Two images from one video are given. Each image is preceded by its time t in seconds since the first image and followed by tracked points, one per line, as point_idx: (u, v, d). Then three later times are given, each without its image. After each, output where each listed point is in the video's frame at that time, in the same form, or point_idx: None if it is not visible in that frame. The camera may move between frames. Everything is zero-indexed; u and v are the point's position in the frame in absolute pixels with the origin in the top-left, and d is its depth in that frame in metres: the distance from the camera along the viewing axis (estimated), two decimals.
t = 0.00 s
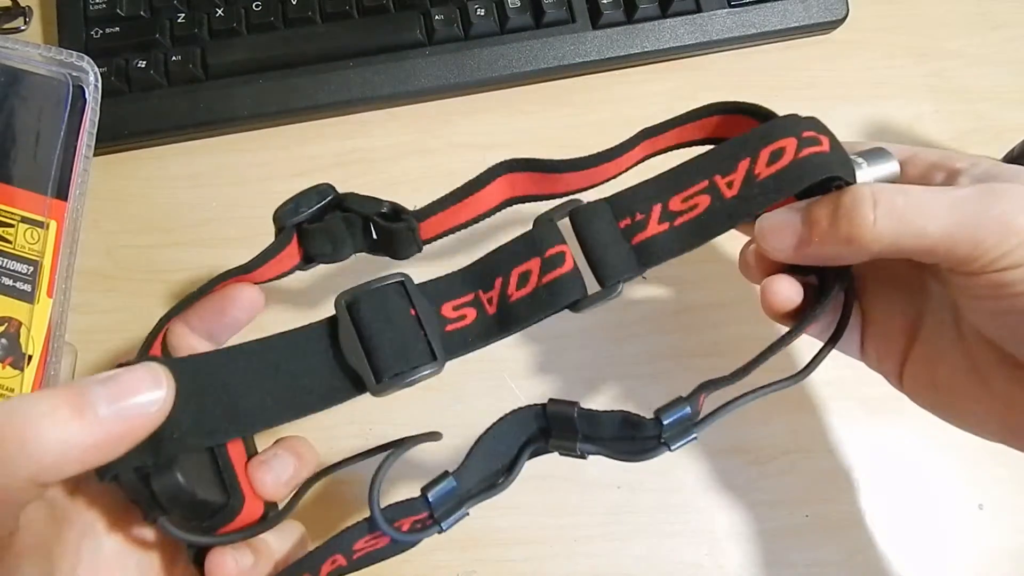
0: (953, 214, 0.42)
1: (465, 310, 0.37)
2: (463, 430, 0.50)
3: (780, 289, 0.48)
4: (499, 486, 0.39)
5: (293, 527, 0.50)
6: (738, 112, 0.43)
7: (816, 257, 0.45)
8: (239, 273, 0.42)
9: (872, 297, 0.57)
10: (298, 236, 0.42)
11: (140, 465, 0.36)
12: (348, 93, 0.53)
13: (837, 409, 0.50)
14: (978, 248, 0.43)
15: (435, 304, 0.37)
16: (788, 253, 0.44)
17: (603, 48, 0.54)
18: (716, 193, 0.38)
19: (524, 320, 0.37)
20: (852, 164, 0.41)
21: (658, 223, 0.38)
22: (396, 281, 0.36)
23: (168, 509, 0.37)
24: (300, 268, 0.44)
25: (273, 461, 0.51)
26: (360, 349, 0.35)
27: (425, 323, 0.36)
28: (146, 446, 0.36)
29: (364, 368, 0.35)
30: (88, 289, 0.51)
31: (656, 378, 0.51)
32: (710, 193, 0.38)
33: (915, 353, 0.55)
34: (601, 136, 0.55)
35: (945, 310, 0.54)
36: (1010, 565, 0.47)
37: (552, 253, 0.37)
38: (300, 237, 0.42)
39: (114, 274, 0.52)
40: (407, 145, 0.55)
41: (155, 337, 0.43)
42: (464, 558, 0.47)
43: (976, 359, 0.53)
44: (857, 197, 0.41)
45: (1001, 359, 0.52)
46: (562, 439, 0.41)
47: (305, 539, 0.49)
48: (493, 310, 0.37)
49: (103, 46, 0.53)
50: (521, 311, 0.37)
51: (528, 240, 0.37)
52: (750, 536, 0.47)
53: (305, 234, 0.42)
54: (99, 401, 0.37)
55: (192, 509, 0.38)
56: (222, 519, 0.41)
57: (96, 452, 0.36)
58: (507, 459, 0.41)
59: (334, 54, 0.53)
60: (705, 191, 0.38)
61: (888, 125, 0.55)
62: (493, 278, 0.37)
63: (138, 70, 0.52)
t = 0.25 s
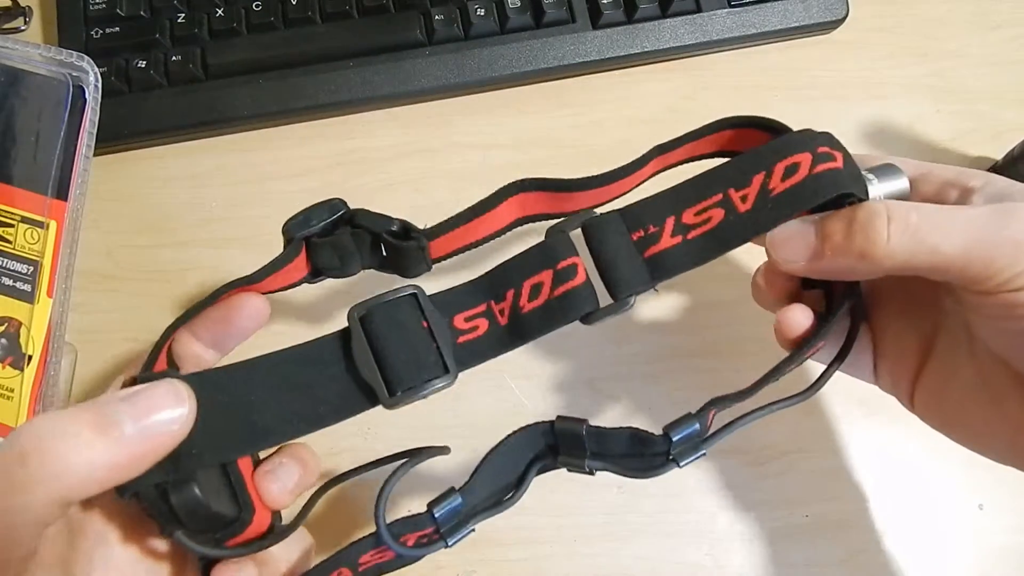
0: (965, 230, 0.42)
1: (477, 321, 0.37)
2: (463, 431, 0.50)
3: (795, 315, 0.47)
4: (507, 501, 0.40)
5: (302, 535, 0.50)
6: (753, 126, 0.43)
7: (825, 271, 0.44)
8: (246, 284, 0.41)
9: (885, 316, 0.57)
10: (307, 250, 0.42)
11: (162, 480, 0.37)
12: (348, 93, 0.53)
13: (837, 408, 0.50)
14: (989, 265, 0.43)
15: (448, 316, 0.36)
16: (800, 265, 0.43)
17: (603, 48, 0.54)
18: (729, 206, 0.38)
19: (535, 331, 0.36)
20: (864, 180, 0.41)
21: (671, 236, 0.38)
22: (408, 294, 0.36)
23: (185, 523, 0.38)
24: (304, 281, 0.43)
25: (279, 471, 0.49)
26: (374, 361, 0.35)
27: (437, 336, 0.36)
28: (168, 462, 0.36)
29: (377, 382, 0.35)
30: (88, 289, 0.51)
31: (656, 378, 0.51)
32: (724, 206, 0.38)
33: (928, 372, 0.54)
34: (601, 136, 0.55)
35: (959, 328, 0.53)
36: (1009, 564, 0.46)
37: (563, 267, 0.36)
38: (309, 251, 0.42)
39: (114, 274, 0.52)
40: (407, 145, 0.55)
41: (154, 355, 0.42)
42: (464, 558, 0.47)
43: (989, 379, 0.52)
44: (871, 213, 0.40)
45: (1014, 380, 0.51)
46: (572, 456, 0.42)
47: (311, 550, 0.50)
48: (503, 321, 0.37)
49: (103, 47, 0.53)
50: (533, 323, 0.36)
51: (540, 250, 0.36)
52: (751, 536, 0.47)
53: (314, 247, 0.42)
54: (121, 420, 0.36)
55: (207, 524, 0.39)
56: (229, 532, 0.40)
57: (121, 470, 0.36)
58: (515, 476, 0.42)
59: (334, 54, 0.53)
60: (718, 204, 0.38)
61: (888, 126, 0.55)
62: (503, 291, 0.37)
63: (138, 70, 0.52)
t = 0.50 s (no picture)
0: (960, 241, 0.42)
1: (470, 320, 0.36)
2: (463, 431, 0.50)
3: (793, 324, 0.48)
4: (494, 503, 0.40)
5: (296, 533, 0.50)
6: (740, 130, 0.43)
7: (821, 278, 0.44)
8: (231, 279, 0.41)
9: (879, 325, 0.58)
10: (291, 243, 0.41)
11: (164, 476, 0.36)
12: (348, 93, 0.53)
13: (835, 410, 0.50)
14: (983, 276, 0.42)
15: (441, 316, 0.36)
16: (795, 269, 0.43)
17: (603, 48, 0.54)
18: (719, 214, 0.38)
19: (528, 333, 0.36)
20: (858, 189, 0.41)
21: (661, 242, 0.37)
22: (403, 294, 0.36)
23: (187, 517, 0.38)
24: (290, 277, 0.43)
25: (270, 462, 0.50)
26: (369, 364, 0.35)
27: (431, 336, 0.36)
28: (171, 458, 0.36)
29: (372, 380, 0.35)
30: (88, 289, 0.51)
31: (655, 378, 0.51)
32: (714, 213, 0.38)
33: (921, 380, 0.54)
34: (600, 136, 0.55)
35: (952, 339, 0.54)
36: (1008, 564, 0.46)
37: (555, 271, 0.36)
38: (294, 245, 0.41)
39: (114, 274, 0.52)
40: (406, 145, 0.55)
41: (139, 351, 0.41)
42: (464, 558, 0.47)
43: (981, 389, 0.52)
44: (866, 222, 0.40)
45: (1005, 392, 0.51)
46: (561, 460, 0.42)
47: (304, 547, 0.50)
48: (495, 322, 0.37)
49: (103, 46, 0.53)
50: (525, 325, 0.36)
51: (532, 255, 0.37)
52: (750, 536, 0.47)
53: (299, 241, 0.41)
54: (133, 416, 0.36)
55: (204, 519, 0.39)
56: (227, 525, 0.40)
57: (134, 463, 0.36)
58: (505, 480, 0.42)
59: (334, 54, 0.53)
60: (708, 211, 0.38)
61: (888, 126, 0.55)
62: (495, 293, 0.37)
63: (138, 70, 0.52)
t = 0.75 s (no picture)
0: (964, 241, 0.42)
1: (476, 316, 0.37)
2: (463, 430, 0.50)
3: (799, 324, 0.48)
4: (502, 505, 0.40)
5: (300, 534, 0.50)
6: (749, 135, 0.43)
7: (825, 276, 0.44)
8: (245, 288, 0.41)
9: (884, 328, 0.57)
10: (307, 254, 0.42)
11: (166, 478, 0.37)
12: (348, 93, 0.53)
13: (838, 411, 0.50)
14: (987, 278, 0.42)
15: (446, 313, 0.36)
16: (800, 266, 0.43)
17: (603, 48, 0.54)
18: (728, 212, 0.38)
19: (534, 330, 0.36)
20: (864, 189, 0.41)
21: (669, 240, 0.38)
22: (408, 290, 0.36)
23: (189, 520, 0.39)
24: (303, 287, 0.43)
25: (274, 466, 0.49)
26: (374, 361, 0.35)
27: (435, 334, 0.36)
28: (172, 461, 0.36)
29: (375, 376, 0.35)
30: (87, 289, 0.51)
31: (655, 378, 0.51)
32: (723, 212, 0.38)
33: (926, 383, 0.54)
34: (600, 136, 0.55)
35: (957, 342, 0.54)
36: (1010, 562, 0.46)
37: (563, 268, 0.36)
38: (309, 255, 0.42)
39: (114, 274, 0.52)
40: (406, 145, 0.55)
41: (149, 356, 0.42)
42: (465, 558, 0.47)
43: (986, 392, 0.52)
44: (872, 222, 0.40)
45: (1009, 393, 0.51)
46: (570, 460, 0.42)
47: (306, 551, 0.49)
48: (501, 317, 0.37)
49: (103, 46, 0.52)
50: (531, 322, 0.36)
51: (539, 251, 0.37)
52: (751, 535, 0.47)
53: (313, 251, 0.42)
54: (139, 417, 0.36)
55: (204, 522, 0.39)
56: (232, 528, 0.41)
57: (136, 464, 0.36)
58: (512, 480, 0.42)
59: (334, 54, 0.53)
60: (717, 210, 0.38)
61: (888, 126, 0.55)
62: (502, 289, 0.36)
63: (138, 70, 0.52)
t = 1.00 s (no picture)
0: (970, 248, 0.42)
1: (483, 321, 0.36)
2: (463, 431, 0.50)
3: (802, 327, 0.48)
4: (512, 505, 0.40)
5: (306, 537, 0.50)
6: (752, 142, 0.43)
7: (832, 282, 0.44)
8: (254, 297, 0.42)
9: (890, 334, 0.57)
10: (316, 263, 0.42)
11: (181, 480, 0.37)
12: (348, 93, 0.53)
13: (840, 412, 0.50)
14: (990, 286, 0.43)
15: (453, 316, 0.36)
16: (806, 270, 0.43)
17: (603, 48, 0.54)
18: (735, 216, 0.38)
19: (541, 333, 0.36)
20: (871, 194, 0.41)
21: (676, 243, 0.37)
22: (415, 294, 0.35)
23: (205, 522, 0.39)
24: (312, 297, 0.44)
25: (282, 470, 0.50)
26: (380, 365, 0.35)
27: (442, 336, 0.36)
28: (187, 464, 0.36)
29: (384, 380, 0.35)
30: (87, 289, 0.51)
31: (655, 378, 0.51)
32: (730, 216, 0.38)
33: (932, 389, 0.54)
34: (600, 136, 0.55)
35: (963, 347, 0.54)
36: (1011, 563, 0.46)
37: (567, 272, 0.36)
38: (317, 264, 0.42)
39: (114, 274, 0.52)
40: (406, 145, 0.55)
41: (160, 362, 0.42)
42: (465, 558, 0.47)
43: (990, 399, 0.52)
44: (880, 227, 0.40)
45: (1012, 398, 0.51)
46: (575, 464, 0.42)
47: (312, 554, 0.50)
48: (507, 321, 0.37)
49: (103, 46, 0.53)
50: (537, 325, 0.36)
51: (545, 254, 0.36)
52: (750, 534, 0.47)
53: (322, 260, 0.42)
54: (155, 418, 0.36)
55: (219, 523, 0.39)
56: (243, 531, 0.41)
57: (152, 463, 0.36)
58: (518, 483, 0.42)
59: (334, 54, 0.53)
60: (723, 213, 0.38)
61: (888, 126, 0.55)
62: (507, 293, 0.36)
63: (138, 70, 0.52)
